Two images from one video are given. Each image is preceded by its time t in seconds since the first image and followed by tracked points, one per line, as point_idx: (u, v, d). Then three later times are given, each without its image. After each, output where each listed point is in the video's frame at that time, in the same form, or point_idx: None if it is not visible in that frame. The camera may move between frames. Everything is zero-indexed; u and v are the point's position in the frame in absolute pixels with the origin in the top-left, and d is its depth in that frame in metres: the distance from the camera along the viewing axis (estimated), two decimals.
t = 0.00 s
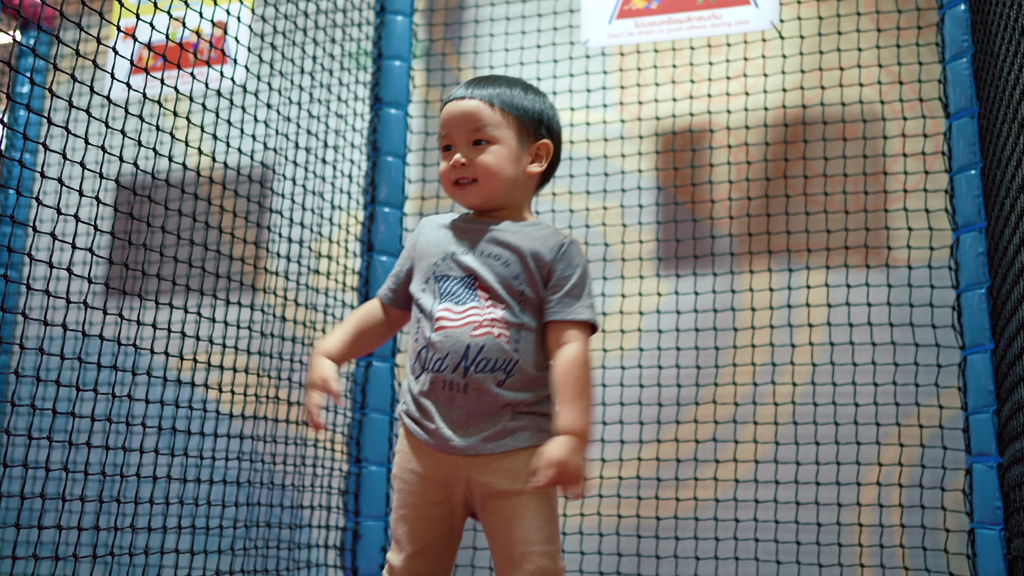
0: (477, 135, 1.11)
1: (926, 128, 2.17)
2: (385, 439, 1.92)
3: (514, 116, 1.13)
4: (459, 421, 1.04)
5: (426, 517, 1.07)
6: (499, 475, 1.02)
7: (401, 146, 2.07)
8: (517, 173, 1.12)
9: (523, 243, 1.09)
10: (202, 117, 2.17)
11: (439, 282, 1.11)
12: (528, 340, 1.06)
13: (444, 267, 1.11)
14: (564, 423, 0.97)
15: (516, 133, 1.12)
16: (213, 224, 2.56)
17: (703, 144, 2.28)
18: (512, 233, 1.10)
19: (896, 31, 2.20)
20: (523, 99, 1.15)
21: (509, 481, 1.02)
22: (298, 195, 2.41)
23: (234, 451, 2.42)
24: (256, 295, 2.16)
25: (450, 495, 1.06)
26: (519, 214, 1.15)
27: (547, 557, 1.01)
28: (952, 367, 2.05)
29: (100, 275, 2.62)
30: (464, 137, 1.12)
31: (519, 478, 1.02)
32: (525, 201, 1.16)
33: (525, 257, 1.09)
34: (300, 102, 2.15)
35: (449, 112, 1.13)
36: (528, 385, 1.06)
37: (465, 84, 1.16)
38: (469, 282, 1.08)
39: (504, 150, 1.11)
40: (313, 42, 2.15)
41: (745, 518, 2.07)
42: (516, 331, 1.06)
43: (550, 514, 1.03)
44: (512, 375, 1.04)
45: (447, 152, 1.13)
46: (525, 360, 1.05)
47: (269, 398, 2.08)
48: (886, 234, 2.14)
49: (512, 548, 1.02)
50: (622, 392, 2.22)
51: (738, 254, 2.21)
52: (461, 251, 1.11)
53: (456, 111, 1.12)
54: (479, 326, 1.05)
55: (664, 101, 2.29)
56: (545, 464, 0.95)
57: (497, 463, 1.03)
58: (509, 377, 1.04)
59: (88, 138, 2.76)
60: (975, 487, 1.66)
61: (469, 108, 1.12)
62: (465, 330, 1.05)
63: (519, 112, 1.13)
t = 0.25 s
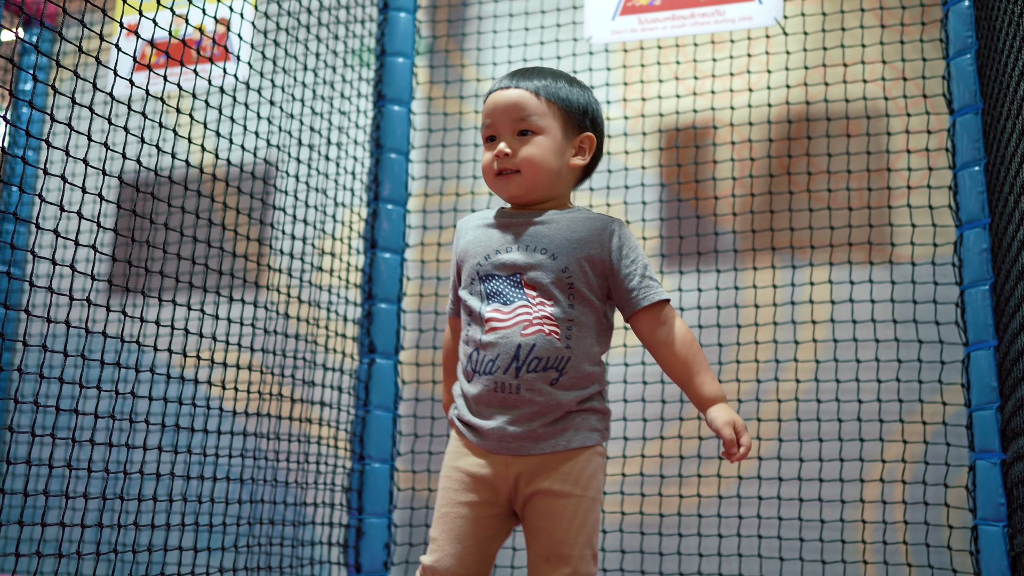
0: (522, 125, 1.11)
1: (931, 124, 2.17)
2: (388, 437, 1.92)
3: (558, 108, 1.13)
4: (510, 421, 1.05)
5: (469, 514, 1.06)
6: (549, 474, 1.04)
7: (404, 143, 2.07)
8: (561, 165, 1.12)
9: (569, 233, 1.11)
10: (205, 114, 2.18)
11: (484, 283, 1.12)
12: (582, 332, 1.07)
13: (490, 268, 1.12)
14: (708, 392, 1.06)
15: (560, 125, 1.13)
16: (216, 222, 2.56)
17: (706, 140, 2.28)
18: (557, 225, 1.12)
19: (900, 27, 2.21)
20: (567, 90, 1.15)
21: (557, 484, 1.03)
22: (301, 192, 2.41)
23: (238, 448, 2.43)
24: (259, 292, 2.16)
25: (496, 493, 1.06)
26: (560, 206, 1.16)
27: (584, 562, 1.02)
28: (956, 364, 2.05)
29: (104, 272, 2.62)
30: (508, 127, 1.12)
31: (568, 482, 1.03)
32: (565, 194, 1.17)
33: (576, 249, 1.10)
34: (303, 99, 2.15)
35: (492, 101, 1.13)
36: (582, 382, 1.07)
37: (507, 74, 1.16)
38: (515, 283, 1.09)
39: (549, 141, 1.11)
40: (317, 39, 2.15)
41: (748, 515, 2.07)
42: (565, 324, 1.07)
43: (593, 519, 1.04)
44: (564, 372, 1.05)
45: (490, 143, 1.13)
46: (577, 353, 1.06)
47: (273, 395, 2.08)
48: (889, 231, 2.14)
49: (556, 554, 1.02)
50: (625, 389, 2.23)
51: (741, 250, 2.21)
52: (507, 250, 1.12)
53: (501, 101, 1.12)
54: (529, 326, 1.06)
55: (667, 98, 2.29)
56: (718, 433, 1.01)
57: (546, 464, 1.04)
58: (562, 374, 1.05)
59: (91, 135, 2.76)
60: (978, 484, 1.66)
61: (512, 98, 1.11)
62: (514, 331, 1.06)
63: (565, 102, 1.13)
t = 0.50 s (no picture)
0: (544, 131, 1.10)
1: (931, 122, 2.17)
2: (389, 435, 1.92)
3: (578, 114, 1.13)
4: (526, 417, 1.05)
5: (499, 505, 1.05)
6: (567, 470, 1.03)
7: (405, 141, 2.07)
8: (580, 171, 1.13)
9: (576, 229, 1.10)
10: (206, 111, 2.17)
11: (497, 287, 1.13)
12: (594, 326, 1.06)
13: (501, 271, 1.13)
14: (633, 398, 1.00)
15: (580, 131, 1.13)
16: (216, 219, 2.56)
17: (707, 138, 2.28)
18: (564, 223, 1.11)
19: (901, 25, 2.21)
20: (584, 95, 1.15)
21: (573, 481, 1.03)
22: (302, 190, 2.41)
23: (239, 446, 2.43)
24: (260, 289, 2.16)
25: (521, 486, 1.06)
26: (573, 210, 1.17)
27: (596, 562, 1.01)
28: (956, 361, 2.05)
29: (104, 270, 2.62)
30: (529, 132, 1.11)
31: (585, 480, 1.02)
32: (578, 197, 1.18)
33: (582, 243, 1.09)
34: (304, 97, 2.15)
35: (512, 105, 1.12)
36: (600, 376, 1.05)
37: (523, 76, 1.15)
38: (525, 282, 1.10)
39: (570, 149, 1.11)
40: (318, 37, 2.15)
41: (749, 512, 2.07)
42: (578, 318, 1.06)
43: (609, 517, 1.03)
44: (579, 365, 1.04)
45: (510, 146, 1.12)
46: (591, 344, 1.05)
47: (274, 392, 2.08)
48: (890, 228, 2.14)
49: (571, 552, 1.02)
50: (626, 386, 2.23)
51: (742, 248, 2.21)
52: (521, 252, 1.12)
53: (522, 105, 1.11)
54: (539, 323, 1.06)
55: (668, 95, 2.29)
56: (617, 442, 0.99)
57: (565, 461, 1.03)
58: (577, 367, 1.04)
59: (92, 133, 2.76)
60: (979, 481, 1.66)
61: (534, 103, 1.11)
62: (525, 329, 1.07)
63: (584, 108, 1.14)
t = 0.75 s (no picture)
0: (531, 134, 1.20)
1: (930, 121, 2.17)
2: (389, 434, 1.91)
3: (562, 117, 1.23)
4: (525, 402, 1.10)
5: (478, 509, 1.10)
6: (556, 465, 1.10)
7: (405, 140, 2.07)
8: (566, 171, 1.23)
9: (576, 226, 1.21)
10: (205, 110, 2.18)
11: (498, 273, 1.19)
12: (591, 318, 1.16)
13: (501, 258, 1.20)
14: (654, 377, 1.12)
15: (564, 132, 1.23)
16: (216, 219, 2.56)
17: (706, 137, 2.28)
18: (562, 221, 1.21)
19: (900, 24, 2.22)
20: (565, 97, 1.25)
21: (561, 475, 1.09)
22: (302, 189, 2.42)
23: (239, 446, 2.43)
24: (260, 288, 2.16)
25: (505, 488, 1.10)
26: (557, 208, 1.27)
27: (584, 554, 1.07)
28: (956, 360, 2.05)
29: (103, 270, 2.62)
30: (516, 136, 1.20)
31: (572, 474, 1.09)
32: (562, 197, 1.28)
33: (582, 240, 1.19)
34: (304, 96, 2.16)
35: (500, 110, 1.20)
36: (592, 368, 1.14)
37: (506, 81, 1.24)
38: (528, 270, 1.17)
39: (557, 150, 1.21)
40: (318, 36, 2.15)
41: (749, 512, 2.07)
42: (577, 309, 1.15)
43: (594, 509, 1.10)
44: (577, 354, 1.13)
45: (499, 150, 1.21)
46: (587, 338, 1.14)
47: (274, 392, 2.07)
48: (889, 227, 2.15)
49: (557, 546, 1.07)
50: (625, 386, 2.22)
51: (742, 247, 2.21)
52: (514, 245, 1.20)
53: (509, 110, 1.20)
54: (543, 309, 1.13)
55: (668, 95, 2.29)
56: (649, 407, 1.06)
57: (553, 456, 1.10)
58: (576, 356, 1.12)
59: (91, 132, 2.77)
60: (978, 480, 1.66)
61: (520, 108, 1.20)
62: (529, 313, 1.13)
63: (566, 111, 1.23)
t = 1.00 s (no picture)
0: (495, 134, 1.20)
1: (930, 121, 2.17)
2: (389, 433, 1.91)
3: (525, 120, 1.24)
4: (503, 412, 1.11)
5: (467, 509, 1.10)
6: (540, 458, 1.11)
7: (404, 140, 2.07)
8: (527, 172, 1.23)
9: (545, 238, 1.22)
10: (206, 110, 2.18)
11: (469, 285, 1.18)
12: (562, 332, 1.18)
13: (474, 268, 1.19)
14: (608, 409, 1.21)
15: (527, 134, 1.23)
16: (216, 219, 2.57)
17: (706, 137, 2.28)
18: (531, 231, 1.22)
19: (900, 24, 2.22)
20: (528, 100, 1.26)
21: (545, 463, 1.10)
22: (302, 189, 2.42)
23: (239, 446, 2.44)
24: (261, 289, 2.17)
25: (492, 487, 1.10)
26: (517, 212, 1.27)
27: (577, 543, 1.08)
28: (956, 360, 2.05)
29: (103, 270, 2.62)
30: (479, 136, 1.20)
31: (557, 460, 1.11)
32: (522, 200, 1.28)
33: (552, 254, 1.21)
34: (304, 96, 2.16)
35: (463, 110, 1.21)
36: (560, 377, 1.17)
37: (470, 82, 1.25)
38: (502, 283, 1.16)
39: (519, 150, 1.21)
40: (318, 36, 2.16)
41: (749, 512, 2.07)
42: (550, 321, 1.16)
43: (579, 495, 1.12)
44: (552, 367, 1.15)
45: (461, 149, 1.21)
46: (559, 350, 1.16)
47: (274, 392, 2.08)
48: (889, 227, 2.15)
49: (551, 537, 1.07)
50: (626, 386, 2.22)
51: (741, 247, 2.21)
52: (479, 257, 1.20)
53: (473, 109, 1.20)
54: (522, 323, 1.14)
55: (667, 94, 2.29)
56: (606, 449, 1.20)
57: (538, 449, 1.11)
58: (550, 369, 1.15)
59: (91, 132, 2.77)
60: (979, 480, 1.65)
61: (484, 107, 1.20)
62: (508, 328, 1.13)
63: (529, 113, 1.24)
